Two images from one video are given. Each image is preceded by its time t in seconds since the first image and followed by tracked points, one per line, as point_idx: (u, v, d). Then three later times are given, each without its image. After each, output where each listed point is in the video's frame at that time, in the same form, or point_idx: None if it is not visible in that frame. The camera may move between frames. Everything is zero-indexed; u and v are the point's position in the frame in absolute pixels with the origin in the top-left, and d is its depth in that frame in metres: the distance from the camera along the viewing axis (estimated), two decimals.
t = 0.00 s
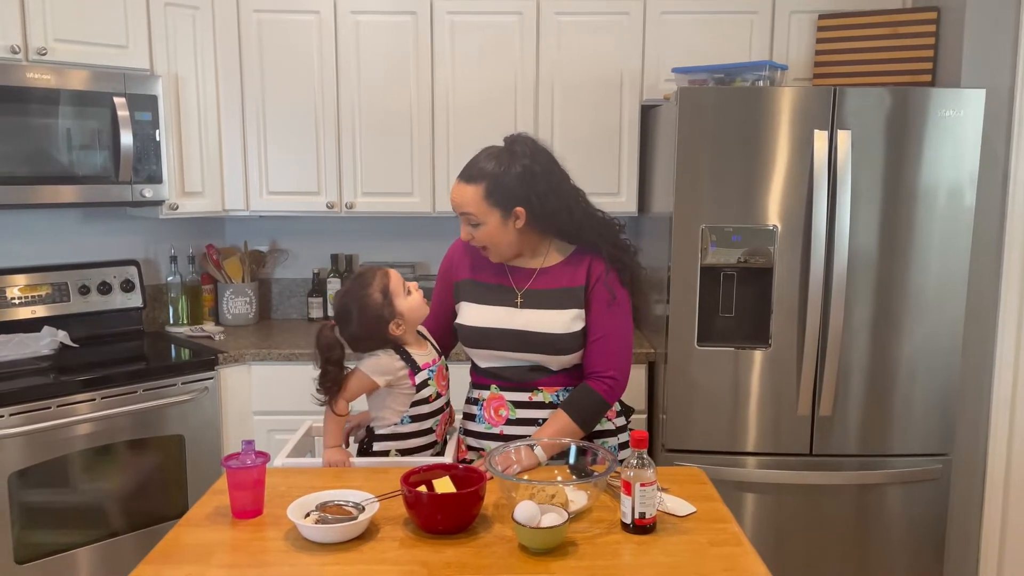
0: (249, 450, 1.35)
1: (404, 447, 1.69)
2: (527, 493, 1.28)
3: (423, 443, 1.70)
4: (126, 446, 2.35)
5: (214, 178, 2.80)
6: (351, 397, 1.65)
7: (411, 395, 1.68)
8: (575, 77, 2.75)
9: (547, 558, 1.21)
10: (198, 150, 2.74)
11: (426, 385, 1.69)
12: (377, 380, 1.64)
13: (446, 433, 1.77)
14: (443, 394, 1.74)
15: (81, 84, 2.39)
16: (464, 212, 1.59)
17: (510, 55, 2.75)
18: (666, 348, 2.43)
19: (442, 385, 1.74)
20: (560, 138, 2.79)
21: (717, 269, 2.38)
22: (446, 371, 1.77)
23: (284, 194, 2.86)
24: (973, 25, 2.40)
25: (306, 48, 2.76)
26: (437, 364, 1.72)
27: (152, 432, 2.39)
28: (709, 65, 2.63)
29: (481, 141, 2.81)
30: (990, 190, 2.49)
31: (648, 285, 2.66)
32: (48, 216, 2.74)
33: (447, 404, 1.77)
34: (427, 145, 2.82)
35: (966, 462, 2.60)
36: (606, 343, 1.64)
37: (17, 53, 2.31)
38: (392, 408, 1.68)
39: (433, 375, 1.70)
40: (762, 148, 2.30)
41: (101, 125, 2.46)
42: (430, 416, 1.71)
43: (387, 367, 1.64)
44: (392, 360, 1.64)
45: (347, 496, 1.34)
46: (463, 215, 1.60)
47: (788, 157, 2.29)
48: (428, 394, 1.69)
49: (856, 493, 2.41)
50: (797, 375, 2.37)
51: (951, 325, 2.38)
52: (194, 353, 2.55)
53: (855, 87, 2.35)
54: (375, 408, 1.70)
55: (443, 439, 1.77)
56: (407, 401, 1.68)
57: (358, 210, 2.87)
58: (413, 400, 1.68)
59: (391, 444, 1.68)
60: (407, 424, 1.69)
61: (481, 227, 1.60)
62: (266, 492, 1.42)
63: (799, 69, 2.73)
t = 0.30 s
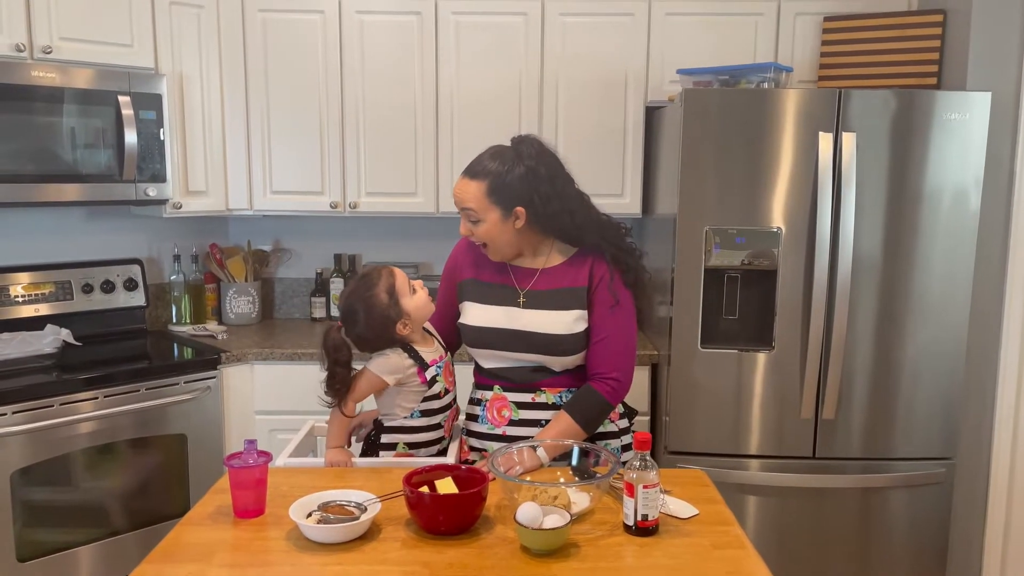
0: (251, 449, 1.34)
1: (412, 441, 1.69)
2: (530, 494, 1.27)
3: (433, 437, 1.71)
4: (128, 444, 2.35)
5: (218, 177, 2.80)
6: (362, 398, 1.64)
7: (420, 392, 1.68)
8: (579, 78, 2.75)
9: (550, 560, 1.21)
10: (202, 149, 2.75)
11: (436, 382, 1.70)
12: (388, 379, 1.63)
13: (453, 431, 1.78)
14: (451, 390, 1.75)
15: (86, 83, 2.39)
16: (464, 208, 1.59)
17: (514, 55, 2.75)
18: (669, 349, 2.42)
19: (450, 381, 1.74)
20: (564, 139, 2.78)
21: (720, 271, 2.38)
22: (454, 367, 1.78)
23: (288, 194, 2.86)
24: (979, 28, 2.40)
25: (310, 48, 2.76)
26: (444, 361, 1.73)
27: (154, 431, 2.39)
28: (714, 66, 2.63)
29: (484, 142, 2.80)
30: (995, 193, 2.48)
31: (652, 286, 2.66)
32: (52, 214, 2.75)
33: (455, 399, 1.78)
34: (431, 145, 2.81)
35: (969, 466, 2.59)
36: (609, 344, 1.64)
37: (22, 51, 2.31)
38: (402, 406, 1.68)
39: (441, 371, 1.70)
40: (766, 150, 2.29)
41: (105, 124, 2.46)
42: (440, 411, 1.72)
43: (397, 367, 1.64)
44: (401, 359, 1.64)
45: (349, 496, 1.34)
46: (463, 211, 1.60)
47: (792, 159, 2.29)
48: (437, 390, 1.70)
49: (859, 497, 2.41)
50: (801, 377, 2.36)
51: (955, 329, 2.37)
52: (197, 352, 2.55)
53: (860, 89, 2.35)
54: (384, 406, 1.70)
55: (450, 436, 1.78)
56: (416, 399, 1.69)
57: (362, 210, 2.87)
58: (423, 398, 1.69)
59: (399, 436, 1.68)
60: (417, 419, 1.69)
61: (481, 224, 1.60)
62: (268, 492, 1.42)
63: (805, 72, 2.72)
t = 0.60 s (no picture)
0: (254, 447, 1.34)
1: (414, 440, 1.69)
2: (533, 494, 1.26)
3: (434, 437, 1.71)
4: (131, 442, 2.36)
5: (221, 176, 2.80)
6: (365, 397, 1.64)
7: (423, 391, 1.68)
8: (583, 76, 2.75)
9: (552, 559, 1.21)
10: (205, 146, 2.74)
11: (438, 381, 1.70)
12: (391, 378, 1.63)
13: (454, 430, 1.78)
14: (453, 389, 1.75)
15: (90, 80, 2.40)
16: (475, 205, 1.59)
17: (518, 54, 2.75)
18: (672, 350, 2.42)
19: (452, 381, 1.74)
20: (567, 139, 2.78)
21: (724, 271, 2.38)
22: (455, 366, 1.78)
23: (291, 192, 2.86)
24: (984, 28, 2.39)
25: (314, 45, 2.76)
26: (447, 360, 1.72)
27: (157, 428, 2.39)
28: (719, 66, 2.62)
29: (487, 140, 2.80)
30: (1000, 194, 2.48)
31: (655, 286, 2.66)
32: (55, 212, 2.75)
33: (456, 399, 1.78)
34: (434, 144, 2.81)
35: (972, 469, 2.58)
36: (614, 344, 1.63)
37: (27, 48, 2.31)
38: (404, 405, 1.68)
39: (444, 370, 1.70)
40: (771, 150, 2.29)
41: (109, 121, 2.46)
42: (442, 411, 1.72)
43: (400, 367, 1.64)
44: (405, 359, 1.64)
45: (351, 495, 1.34)
46: (474, 209, 1.60)
47: (796, 160, 2.28)
48: (440, 389, 1.70)
49: (862, 498, 2.40)
50: (804, 378, 2.36)
51: (959, 330, 2.36)
52: (200, 350, 2.55)
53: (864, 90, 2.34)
54: (386, 406, 1.70)
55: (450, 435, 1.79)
56: (419, 399, 1.69)
57: (365, 209, 2.87)
58: (425, 397, 1.69)
59: (400, 435, 1.68)
60: (419, 418, 1.69)
61: (492, 220, 1.60)
62: (270, 490, 1.42)
63: (809, 72, 2.71)
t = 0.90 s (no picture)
0: (255, 445, 1.34)
1: (415, 439, 1.68)
2: (533, 493, 1.26)
3: (434, 436, 1.71)
4: (132, 440, 2.35)
5: (223, 174, 2.79)
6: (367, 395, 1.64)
7: (424, 390, 1.68)
8: (585, 75, 2.74)
9: (553, 559, 1.20)
10: (207, 145, 2.74)
11: (439, 380, 1.70)
12: (393, 377, 1.63)
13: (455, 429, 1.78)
14: (454, 388, 1.75)
15: (92, 78, 2.40)
16: (508, 179, 1.57)
17: (520, 53, 2.74)
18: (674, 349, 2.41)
19: (453, 379, 1.74)
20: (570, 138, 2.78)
21: (726, 271, 2.37)
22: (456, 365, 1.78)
23: (293, 191, 2.86)
24: (988, 28, 2.38)
25: (316, 43, 2.76)
26: (448, 359, 1.72)
27: (158, 426, 2.39)
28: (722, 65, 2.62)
29: (489, 140, 2.80)
30: (1003, 195, 2.47)
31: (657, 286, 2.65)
32: (57, 209, 2.75)
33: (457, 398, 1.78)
34: (436, 143, 2.81)
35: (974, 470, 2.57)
36: (616, 335, 1.63)
37: (29, 46, 2.32)
38: (405, 404, 1.68)
39: (444, 369, 1.70)
40: (774, 150, 2.28)
41: (112, 119, 2.46)
42: (443, 410, 1.72)
43: (403, 364, 1.64)
44: (407, 357, 1.64)
45: (352, 493, 1.33)
46: (505, 183, 1.58)
47: (799, 159, 2.28)
48: (441, 388, 1.70)
49: (864, 498, 2.40)
50: (806, 378, 2.35)
51: (961, 330, 2.36)
52: (201, 348, 2.55)
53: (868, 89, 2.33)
54: (387, 405, 1.69)
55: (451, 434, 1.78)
56: (422, 396, 1.68)
57: (367, 207, 2.87)
58: (428, 395, 1.69)
59: (402, 434, 1.68)
60: (420, 417, 1.69)
61: (523, 195, 1.59)
62: (271, 488, 1.42)
63: (812, 71, 2.71)
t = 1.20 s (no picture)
0: (257, 442, 1.34)
1: (415, 439, 1.69)
2: (535, 492, 1.27)
3: (435, 435, 1.71)
4: (133, 437, 2.35)
5: (225, 172, 2.80)
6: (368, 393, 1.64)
7: (424, 389, 1.68)
8: (587, 74, 2.74)
9: (555, 557, 1.20)
10: (210, 143, 2.74)
11: (440, 379, 1.69)
12: (394, 375, 1.63)
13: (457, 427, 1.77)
14: (455, 387, 1.74)
15: (95, 76, 2.40)
16: (528, 166, 1.65)
17: (522, 51, 2.74)
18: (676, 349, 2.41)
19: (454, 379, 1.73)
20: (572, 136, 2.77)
21: (728, 270, 2.37)
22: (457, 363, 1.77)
23: (295, 189, 2.86)
24: (992, 28, 2.38)
25: (319, 42, 2.76)
26: (450, 359, 1.72)
27: (160, 424, 2.39)
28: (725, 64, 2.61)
29: (491, 138, 2.80)
30: (1006, 195, 2.47)
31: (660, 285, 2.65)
32: (59, 207, 2.75)
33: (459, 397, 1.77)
34: (438, 141, 2.81)
35: (975, 470, 2.57)
36: (626, 325, 1.61)
37: (31, 44, 2.31)
38: (405, 403, 1.68)
39: (446, 370, 1.69)
40: (776, 150, 2.28)
41: (114, 117, 2.46)
42: (444, 410, 1.71)
43: (404, 361, 1.64)
44: (408, 356, 1.64)
45: (354, 491, 1.33)
46: (525, 172, 1.66)
47: (801, 159, 2.28)
48: (442, 387, 1.69)
49: (865, 498, 2.39)
50: (807, 378, 2.35)
51: (963, 331, 2.36)
52: (203, 346, 2.55)
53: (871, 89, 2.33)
54: (388, 403, 1.69)
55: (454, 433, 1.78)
56: (422, 395, 1.68)
57: (369, 206, 2.86)
58: (428, 394, 1.69)
59: (402, 434, 1.68)
60: (420, 416, 1.69)
61: (542, 183, 1.65)
62: (273, 486, 1.42)
63: (815, 70, 2.71)
